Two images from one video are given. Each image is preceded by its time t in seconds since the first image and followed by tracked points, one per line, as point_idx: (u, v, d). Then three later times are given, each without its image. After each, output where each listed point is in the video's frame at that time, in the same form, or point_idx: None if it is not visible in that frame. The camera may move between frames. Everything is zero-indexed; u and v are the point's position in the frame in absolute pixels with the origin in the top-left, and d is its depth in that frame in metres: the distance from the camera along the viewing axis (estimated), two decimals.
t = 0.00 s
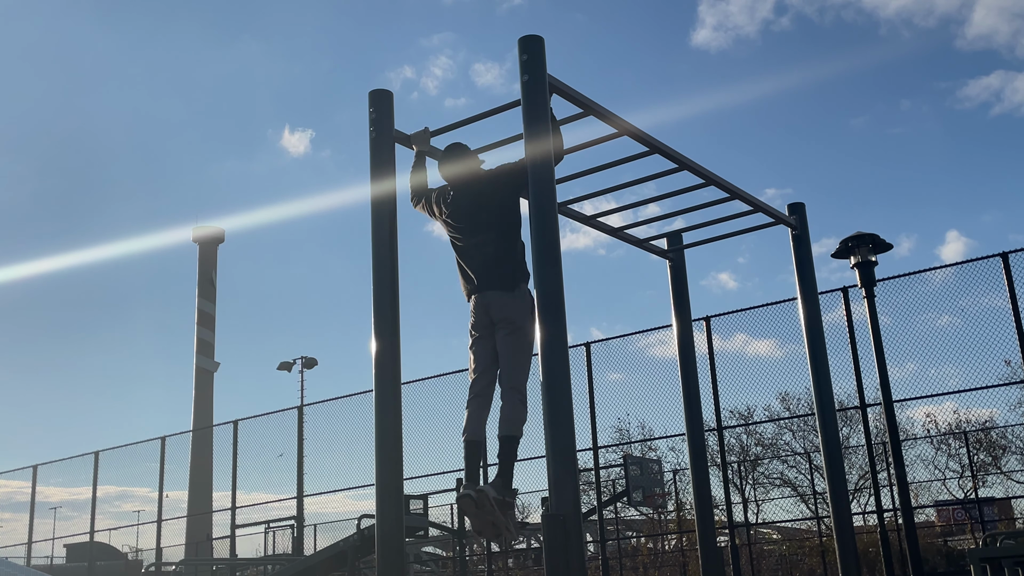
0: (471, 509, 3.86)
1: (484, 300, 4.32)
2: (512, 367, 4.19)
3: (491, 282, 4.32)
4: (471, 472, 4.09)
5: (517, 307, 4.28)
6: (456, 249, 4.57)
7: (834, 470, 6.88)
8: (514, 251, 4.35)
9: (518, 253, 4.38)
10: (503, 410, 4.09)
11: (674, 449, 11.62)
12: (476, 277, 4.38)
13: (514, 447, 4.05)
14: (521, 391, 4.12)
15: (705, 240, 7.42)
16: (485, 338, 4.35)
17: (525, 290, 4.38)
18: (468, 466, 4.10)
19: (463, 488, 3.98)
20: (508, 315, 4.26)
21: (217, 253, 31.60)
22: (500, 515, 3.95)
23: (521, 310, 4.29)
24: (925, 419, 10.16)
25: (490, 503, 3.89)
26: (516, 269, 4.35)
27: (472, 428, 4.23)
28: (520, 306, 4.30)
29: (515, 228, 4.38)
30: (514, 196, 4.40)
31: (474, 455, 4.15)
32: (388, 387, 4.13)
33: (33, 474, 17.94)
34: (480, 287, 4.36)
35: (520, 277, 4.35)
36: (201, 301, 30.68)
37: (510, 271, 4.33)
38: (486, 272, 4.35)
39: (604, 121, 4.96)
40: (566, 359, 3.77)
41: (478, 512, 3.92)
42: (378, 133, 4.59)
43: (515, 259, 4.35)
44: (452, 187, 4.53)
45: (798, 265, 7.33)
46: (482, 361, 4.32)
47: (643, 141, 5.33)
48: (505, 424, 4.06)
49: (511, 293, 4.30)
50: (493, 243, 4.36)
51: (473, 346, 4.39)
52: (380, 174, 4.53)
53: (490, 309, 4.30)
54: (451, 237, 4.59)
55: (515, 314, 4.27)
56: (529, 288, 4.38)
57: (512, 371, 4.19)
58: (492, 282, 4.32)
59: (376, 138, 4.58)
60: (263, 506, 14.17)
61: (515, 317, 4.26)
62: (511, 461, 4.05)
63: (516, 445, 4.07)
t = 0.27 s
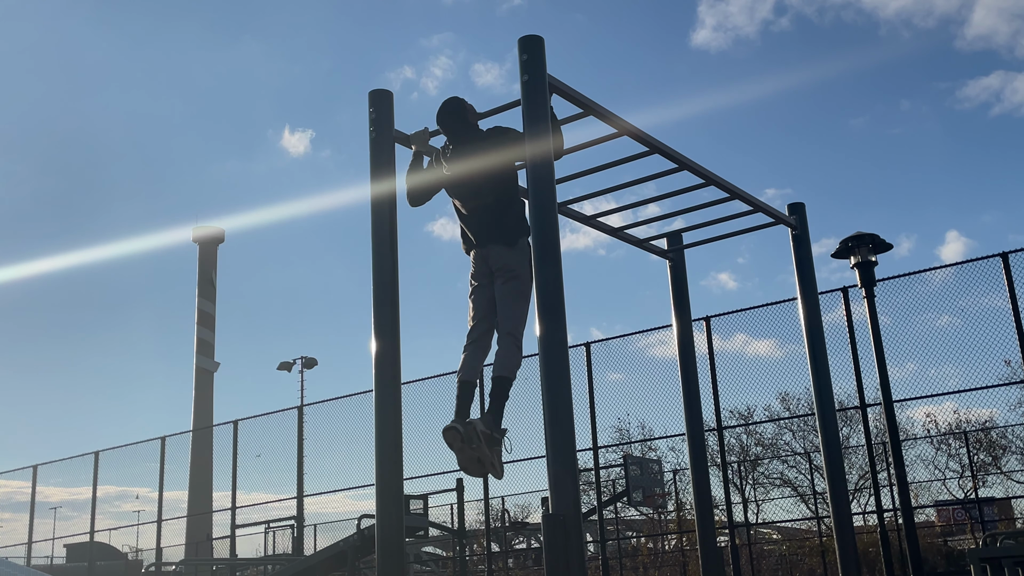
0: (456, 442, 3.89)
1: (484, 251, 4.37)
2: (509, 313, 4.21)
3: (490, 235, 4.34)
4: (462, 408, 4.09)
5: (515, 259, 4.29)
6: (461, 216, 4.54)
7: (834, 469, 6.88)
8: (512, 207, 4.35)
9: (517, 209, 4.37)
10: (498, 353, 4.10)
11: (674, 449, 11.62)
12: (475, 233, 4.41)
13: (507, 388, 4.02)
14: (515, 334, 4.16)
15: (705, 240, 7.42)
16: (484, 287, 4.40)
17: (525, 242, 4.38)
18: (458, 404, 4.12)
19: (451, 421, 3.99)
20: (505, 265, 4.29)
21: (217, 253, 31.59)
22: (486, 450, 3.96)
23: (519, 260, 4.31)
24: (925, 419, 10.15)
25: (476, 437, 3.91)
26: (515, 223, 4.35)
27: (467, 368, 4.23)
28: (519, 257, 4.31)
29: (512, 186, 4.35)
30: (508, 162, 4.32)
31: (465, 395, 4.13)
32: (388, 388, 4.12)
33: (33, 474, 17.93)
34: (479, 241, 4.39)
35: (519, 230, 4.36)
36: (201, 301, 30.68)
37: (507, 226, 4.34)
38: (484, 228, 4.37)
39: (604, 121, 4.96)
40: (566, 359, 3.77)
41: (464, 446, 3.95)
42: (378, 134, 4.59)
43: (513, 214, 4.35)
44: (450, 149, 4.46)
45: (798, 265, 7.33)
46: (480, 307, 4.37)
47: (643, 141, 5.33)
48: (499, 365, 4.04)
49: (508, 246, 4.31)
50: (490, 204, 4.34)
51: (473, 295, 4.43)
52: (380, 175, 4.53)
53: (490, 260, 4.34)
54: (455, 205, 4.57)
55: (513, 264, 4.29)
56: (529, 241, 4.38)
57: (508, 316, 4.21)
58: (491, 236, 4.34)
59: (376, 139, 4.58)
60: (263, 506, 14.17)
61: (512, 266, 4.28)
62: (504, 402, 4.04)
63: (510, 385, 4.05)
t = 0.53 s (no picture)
0: (464, 459, 3.92)
1: (483, 260, 4.34)
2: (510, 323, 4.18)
3: (489, 243, 4.33)
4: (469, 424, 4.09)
5: (515, 267, 4.28)
6: (462, 223, 4.55)
7: (834, 469, 6.88)
8: (513, 213, 4.35)
9: (518, 215, 4.36)
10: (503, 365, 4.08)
11: (674, 449, 11.62)
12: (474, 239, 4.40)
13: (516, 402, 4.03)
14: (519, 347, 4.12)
15: (705, 240, 7.42)
16: (484, 297, 4.38)
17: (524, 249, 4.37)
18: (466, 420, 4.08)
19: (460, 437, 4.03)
20: (506, 274, 4.27)
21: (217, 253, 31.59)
22: (500, 466, 3.92)
23: (518, 268, 4.29)
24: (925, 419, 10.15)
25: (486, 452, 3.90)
26: (515, 230, 4.34)
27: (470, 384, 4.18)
28: (519, 264, 4.30)
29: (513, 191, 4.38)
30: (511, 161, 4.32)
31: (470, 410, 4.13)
32: (388, 388, 4.13)
33: (33, 474, 17.94)
34: (478, 249, 4.38)
35: (519, 237, 4.34)
36: (201, 301, 30.68)
37: (507, 232, 4.33)
38: (484, 237, 4.36)
39: (604, 121, 4.96)
40: (566, 358, 3.77)
41: (473, 463, 3.97)
42: (378, 133, 4.59)
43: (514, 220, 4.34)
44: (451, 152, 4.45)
45: (798, 265, 7.33)
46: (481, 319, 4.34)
47: (643, 141, 5.33)
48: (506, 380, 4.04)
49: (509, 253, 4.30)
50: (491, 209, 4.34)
51: (473, 305, 4.41)
52: (380, 174, 4.53)
53: (490, 269, 4.32)
54: (457, 212, 4.57)
55: (513, 272, 4.27)
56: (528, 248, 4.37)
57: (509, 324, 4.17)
58: (490, 243, 4.33)
59: (376, 139, 4.58)
60: (263, 506, 14.17)
61: (512, 275, 4.26)
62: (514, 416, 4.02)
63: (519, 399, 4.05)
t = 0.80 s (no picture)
0: (477, 525, 3.94)
1: (485, 314, 4.34)
2: (516, 383, 4.20)
3: (490, 293, 4.33)
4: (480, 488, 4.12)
5: (516, 317, 4.26)
6: (456, 257, 4.56)
7: (834, 470, 6.88)
8: (514, 259, 4.32)
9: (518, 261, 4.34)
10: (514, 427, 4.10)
11: (674, 449, 11.61)
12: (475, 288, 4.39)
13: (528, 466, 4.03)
14: (530, 408, 4.14)
15: (705, 240, 7.42)
16: (488, 352, 4.40)
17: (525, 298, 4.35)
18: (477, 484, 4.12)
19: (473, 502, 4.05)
20: (507, 328, 4.26)
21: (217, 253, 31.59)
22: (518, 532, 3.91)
23: (520, 319, 4.27)
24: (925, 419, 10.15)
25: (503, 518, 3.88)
26: (515, 277, 4.31)
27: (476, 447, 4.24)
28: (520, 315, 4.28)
29: (515, 237, 4.36)
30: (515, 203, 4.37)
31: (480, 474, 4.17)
32: (387, 387, 4.13)
33: (33, 474, 17.94)
34: (479, 299, 4.38)
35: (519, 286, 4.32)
36: (201, 301, 30.68)
37: (508, 281, 4.31)
38: (484, 286, 4.35)
39: (604, 121, 4.96)
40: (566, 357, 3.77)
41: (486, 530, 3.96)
42: (379, 133, 4.59)
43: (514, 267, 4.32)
44: (453, 197, 4.55)
45: (798, 265, 7.33)
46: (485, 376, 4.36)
47: (643, 141, 5.33)
48: (518, 441, 4.07)
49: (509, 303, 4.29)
50: (492, 252, 4.35)
51: (475, 360, 4.43)
52: (380, 174, 4.53)
53: (491, 321, 4.32)
54: (451, 245, 4.58)
55: (515, 326, 4.26)
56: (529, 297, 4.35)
57: (516, 386, 4.20)
58: (491, 293, 4.32)
59: (376, 138, 4.58)
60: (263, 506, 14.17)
61: (515, 328, 4.25)
62: (527, 479, 4.04)
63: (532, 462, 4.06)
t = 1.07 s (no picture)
0: (474, 536, 3.96)
1: (486, 324, 4.34)
2: (517, 393, 4.21)
3: (492, 303, 4.33)
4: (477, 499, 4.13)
5: (518, 328, 4.27)
6: (457, 262, 4.59)
7: (834, 471, 6.88)
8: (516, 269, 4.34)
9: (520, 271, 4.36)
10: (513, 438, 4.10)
11: (674, 448, 11.61)
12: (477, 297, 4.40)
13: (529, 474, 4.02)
14: (530, 418, 4.13)
15: (705, 240, 7.42)
16: (489, 362, 4.38)
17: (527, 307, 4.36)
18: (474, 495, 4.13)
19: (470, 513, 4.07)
20: (509, 339, 4.27)
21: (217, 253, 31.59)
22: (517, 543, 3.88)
23: (522, 330, 4.28)
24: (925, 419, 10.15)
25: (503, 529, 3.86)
26: (518, 287, 4.33)
27: (474, 457, 4.24)
28: (522, 325, 4.29)
29: (517, 246, 4.36)
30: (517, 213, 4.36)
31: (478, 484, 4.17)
32: (387, 387, 4.13)
33: (33, 474, 17.93)
34: (482, 308, 4.37)
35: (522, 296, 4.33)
36: (201, 301, 30.69)
37: (510, 291, 4.32)
38: (486, 296, 4.35)
39: (604, 121, 4.96)
40: (566, 357, 3.77)
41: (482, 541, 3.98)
42: (379, 133, 4.59)
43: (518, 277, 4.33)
44: (456, 207, 4.55)
45: (798, 265, 7.33)
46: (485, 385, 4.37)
47: (643, 141, 5.33)
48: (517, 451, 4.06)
49: (511, 314, 4.29)
50: (493, 262, 4.35)
51: (475, 368, 4.43)
52: (380, 174, 4.53)
53: (493, 332, 4.32)
54: (453, 252, 4.60)
55: (517, 336, 4.26)
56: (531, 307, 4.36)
57: (517, 396, 4.20)
58: (493, 302, 4.33)
59: (376, 139, 4.58)
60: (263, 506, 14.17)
61: (516, 339, 4.26)
62: (528, 489, 4.01)
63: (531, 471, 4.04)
